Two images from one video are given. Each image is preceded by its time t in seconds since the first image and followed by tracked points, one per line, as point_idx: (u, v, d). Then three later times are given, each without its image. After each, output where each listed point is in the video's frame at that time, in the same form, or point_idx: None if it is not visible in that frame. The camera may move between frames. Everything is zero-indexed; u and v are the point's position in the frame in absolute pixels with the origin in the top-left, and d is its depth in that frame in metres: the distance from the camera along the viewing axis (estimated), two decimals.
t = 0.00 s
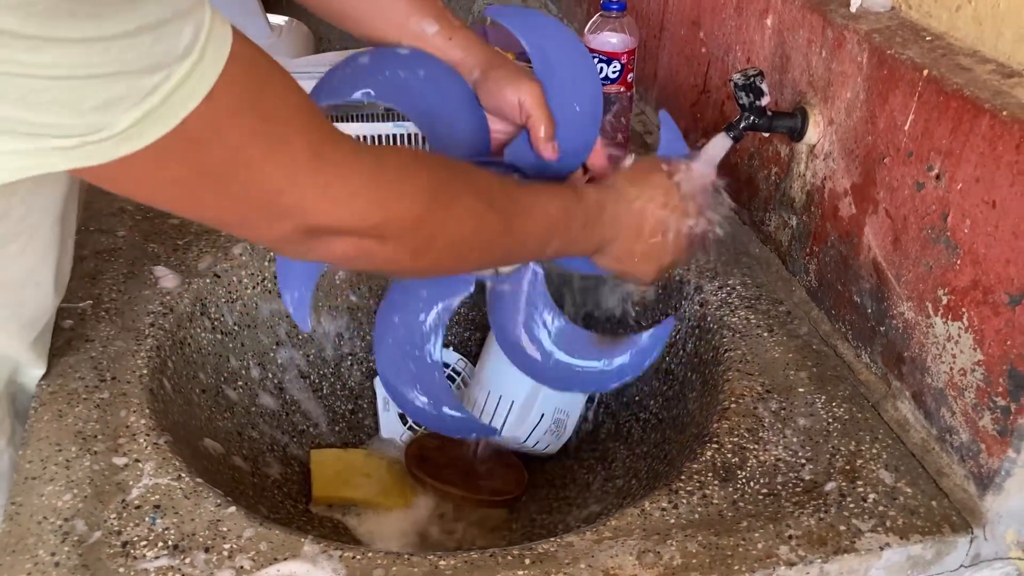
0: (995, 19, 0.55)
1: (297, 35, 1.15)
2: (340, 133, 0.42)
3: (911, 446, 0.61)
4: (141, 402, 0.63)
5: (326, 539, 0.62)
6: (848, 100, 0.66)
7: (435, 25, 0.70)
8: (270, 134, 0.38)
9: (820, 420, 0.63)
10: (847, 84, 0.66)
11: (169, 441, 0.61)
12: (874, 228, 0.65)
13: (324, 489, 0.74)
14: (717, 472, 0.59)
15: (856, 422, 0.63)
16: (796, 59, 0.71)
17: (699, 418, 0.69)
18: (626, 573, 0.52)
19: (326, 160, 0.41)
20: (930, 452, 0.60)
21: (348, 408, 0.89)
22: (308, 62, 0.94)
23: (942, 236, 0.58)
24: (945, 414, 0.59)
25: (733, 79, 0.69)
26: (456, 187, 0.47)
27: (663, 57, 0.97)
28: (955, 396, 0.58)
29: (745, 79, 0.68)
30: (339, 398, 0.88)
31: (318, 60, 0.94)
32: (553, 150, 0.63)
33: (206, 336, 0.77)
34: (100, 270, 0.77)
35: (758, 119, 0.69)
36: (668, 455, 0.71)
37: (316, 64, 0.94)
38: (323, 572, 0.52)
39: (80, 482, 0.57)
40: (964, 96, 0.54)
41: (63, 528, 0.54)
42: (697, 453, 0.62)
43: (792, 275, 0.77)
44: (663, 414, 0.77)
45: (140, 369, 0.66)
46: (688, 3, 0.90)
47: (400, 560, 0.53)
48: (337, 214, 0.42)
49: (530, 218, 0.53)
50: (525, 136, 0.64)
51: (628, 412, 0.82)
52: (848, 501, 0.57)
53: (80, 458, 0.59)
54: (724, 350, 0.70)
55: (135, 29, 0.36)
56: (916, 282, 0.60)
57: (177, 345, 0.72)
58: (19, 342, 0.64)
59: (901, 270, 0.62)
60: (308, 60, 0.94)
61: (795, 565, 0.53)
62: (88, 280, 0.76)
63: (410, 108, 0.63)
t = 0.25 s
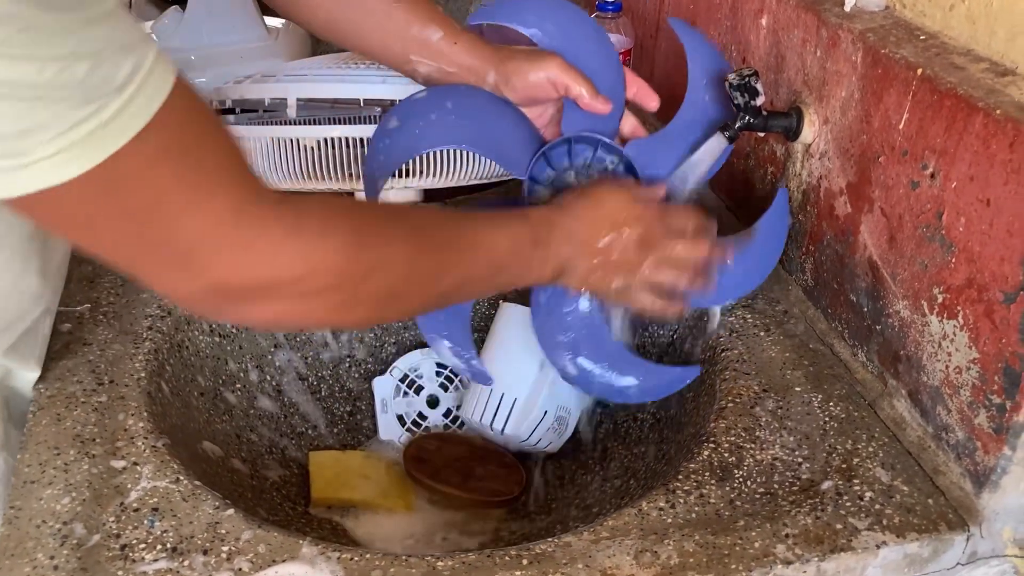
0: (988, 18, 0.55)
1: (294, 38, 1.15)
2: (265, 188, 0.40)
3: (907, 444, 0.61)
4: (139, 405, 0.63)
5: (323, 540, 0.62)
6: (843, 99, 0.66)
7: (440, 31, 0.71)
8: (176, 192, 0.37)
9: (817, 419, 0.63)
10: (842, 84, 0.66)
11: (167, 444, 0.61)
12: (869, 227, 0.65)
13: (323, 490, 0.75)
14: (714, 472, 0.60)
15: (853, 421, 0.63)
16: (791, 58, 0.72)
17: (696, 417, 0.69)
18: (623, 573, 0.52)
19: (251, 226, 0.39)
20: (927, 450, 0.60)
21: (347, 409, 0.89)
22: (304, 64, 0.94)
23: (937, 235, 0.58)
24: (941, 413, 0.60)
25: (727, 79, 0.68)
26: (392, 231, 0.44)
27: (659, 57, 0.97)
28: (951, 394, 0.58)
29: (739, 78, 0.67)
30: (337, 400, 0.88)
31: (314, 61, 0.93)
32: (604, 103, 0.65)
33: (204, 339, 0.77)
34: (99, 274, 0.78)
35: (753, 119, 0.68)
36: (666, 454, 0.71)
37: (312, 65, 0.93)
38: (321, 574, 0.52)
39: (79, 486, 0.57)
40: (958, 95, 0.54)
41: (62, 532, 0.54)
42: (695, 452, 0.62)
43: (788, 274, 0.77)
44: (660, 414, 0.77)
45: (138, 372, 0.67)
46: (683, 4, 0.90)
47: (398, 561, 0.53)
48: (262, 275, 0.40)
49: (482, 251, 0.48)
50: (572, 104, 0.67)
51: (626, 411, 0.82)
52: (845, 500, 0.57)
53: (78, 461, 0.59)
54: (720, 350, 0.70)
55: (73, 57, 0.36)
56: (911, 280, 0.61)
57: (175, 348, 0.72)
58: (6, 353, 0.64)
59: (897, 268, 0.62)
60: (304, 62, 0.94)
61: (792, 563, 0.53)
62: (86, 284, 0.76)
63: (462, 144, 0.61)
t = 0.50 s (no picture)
0: (983, 15, 0.55)
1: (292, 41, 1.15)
2: (92, 295, 0.43)
3: (906, 441, 0.62)
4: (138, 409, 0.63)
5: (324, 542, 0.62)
6: (839, 98, 0.66)
7: (395, 24, 0.72)
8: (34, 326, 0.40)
9: (815, 417, 0.63)
10: (838, 82, 0.66)
11: (166, 447, 0.61)
12: (866, 226, 0.65)
13: (323, 492, 0.75)
14: (713, 471, 0.60)
15: (852, 419, 0.63)
16: (787, 57, 0.72)
17: (695, 417, 0.69)
18: (623, 572, 0.52)
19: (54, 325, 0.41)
20: (925, 447, 0.60)
21: (347, 411, 0.89)
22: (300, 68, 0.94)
23: (933, 232, 0.58)
24: (939, 410, 0.60)
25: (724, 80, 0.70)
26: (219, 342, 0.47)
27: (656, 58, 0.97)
28: (948, 391, 0.58)
29: (734, 78, 0.68)
30: (337, 402, 0.88)
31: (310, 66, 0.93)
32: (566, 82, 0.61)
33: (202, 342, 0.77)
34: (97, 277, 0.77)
35: (749, 117, 0.69)
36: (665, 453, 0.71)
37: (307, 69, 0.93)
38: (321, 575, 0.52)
39: (78, 489, 0.57)
40: (953, 93, 0.54)
41: (61, 535, 0.54)
42: (694, 452, 0.62)
43: (786, 272, 0.77)
44: (659, 413, 0.77)
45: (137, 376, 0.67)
46: (680, 4, 0.90)
47: (398, 563, 0.53)
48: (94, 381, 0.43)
49: (288, 366, 0.49)
50: (534, 87, 0.62)
51: (624, 411, 0.82)
52: (844, 498, 0.57)
53: (77, 465, 0.59)
54: (719, 349, 0.70)
55: None
56: (908, 278, 0.61)
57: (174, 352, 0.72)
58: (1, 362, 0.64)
59: (894, 266, 0.62)
60: (300, 66, 0.94)
61: (791, 562, 0.53)
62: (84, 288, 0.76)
63: (428, 132, 0.61)
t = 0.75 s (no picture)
0: (981, 11, 0.55)
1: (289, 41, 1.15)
2: (77, 313, 0.46)
3: (907, 439, 0.61)
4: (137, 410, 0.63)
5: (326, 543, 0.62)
6: (837, 95, 0.66)
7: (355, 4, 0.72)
8: None
9: (816, 415, 0.63)
10: (836, 79, 0.66)
11: (165, 449, 0.61)
12: (866, 224, 0.65)
13: (322, 493, 0.75)
14: (714, 469, 0.59)
15: (852, 417, 0.63)
16: (785, 55, 0.72)
17: (694, 415, 0.69)
18: (624, 571, 0.52)
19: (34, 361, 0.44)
20: (926, 444, 0.60)
21: (346, 412, 0.89)
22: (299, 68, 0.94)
23: (933, 229, 0.58)
24: (939, 407, 0.60)
25: (723, 75, 0.69)
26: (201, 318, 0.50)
27: (654, 56, 0.97)
28: (949, 389, 0.58)
29: (733, 75, 0.68)
30: (336, 403, 0.88)
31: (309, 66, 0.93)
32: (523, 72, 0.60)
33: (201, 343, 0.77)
34: (95, 278, 0.77)
35: (747, 115, 0.69)
36: (665, 453, 0.71)
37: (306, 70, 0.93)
38: None
39: (77, 491, 0.57)
40: (952, 90, 0.54)
41: (60, 538, 0.54)
42: (694, 450, 0.62)
43: (785, 270, 0.77)
44: (659, 412, 0.77)
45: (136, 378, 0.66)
46: (677, 2, 0.90)
47: (398, 564, 0.53)
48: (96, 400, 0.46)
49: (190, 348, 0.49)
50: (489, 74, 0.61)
51: (624, 410, 0.82)
52: (845, 496, 0.57)
53: (76, 467, 0.59)
54: (718, 347, 0.70)
55: None
56: (908, 275, 0.61)
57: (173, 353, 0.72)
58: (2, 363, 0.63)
59: (893, 264, 0.62)
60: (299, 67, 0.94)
61: (792, 560, 0.53)
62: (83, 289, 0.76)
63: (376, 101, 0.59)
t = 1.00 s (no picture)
0: (976, 8, 0.55)
1: (287, 42, 1.15)
2: (247, 264, 0.41)
3: (904, 435, 0.62)
4: (136, 410, 0.63)
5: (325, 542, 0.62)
6: (834, 92, 0.66)
7: None
8: (85, 251, 0.36)
9: (813, 412, 0.63)
10: (832, 77, 0.66)
11: (164, 448, 0.61)
12: (863, 220, 0.65)
13: (321, 492, 0.75)
14: (711, 466, 0.60)
15: (850, 413, 0.63)
16: (782, 53, 0.72)
17: (692, 412, 0.69)
18: (623, 568, 0.52)
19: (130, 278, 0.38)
20: (923, 440, 0.61)
21: (345, 411, 0.89)
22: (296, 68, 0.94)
23: (929, 225, 0.58)
24: (936, 402, 0.60)
25: (719, 73, 0.70)
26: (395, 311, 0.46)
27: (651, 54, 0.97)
28: (946, 384, 0.59)
29: (729, 73, 0.68)
30: (334, 402, 0.88)
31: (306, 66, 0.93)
32: (517, 75, 0.60)
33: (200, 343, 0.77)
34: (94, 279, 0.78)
35: (743, 112, 0.69)
36: (663, 451, 0.71)
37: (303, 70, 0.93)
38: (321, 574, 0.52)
39: (76, 491, 0.57)
40: (948, 86, 0.54)
41: (60, 537, 0.54)
42: (692, 447, 0.62)
43: (782, 267, 0.77)
44: (658, 409, 0.77)
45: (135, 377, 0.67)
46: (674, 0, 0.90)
47: (397, 561, 0.53)
48: (157, 339, 0.39)
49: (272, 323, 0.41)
50: (488, 71, 0.61)
51: (622, 408, 0.82)
52: (843, 492, 0.57)
53: (75, 467, 0.59)
54: (716, 344, 0.70)
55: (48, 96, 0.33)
56: (905, 271, 0.61)
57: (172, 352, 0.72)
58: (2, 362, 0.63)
59: (890, 260, 0.62)
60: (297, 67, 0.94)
61: (790, 556, 0.53)
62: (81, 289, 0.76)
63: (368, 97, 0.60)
